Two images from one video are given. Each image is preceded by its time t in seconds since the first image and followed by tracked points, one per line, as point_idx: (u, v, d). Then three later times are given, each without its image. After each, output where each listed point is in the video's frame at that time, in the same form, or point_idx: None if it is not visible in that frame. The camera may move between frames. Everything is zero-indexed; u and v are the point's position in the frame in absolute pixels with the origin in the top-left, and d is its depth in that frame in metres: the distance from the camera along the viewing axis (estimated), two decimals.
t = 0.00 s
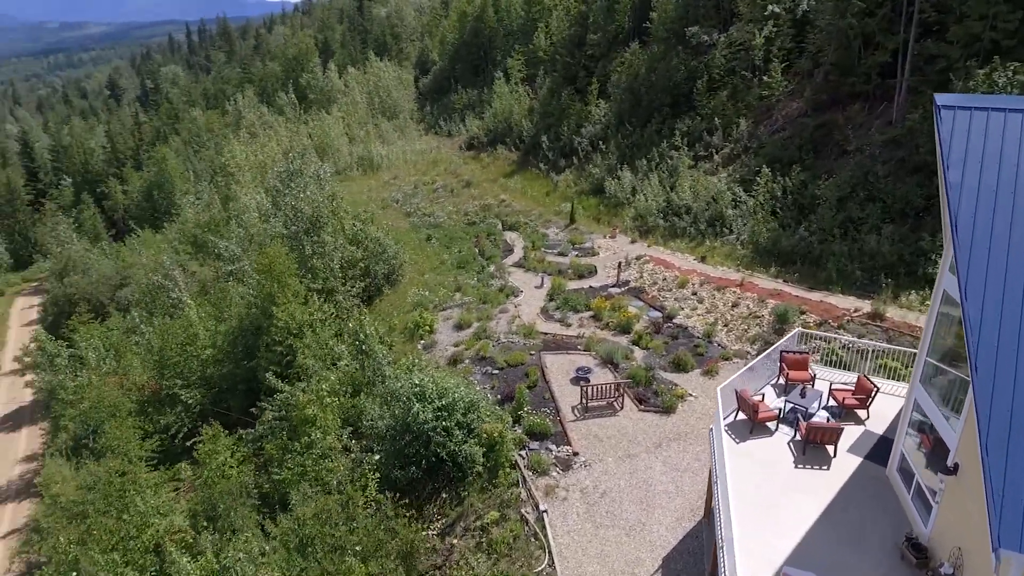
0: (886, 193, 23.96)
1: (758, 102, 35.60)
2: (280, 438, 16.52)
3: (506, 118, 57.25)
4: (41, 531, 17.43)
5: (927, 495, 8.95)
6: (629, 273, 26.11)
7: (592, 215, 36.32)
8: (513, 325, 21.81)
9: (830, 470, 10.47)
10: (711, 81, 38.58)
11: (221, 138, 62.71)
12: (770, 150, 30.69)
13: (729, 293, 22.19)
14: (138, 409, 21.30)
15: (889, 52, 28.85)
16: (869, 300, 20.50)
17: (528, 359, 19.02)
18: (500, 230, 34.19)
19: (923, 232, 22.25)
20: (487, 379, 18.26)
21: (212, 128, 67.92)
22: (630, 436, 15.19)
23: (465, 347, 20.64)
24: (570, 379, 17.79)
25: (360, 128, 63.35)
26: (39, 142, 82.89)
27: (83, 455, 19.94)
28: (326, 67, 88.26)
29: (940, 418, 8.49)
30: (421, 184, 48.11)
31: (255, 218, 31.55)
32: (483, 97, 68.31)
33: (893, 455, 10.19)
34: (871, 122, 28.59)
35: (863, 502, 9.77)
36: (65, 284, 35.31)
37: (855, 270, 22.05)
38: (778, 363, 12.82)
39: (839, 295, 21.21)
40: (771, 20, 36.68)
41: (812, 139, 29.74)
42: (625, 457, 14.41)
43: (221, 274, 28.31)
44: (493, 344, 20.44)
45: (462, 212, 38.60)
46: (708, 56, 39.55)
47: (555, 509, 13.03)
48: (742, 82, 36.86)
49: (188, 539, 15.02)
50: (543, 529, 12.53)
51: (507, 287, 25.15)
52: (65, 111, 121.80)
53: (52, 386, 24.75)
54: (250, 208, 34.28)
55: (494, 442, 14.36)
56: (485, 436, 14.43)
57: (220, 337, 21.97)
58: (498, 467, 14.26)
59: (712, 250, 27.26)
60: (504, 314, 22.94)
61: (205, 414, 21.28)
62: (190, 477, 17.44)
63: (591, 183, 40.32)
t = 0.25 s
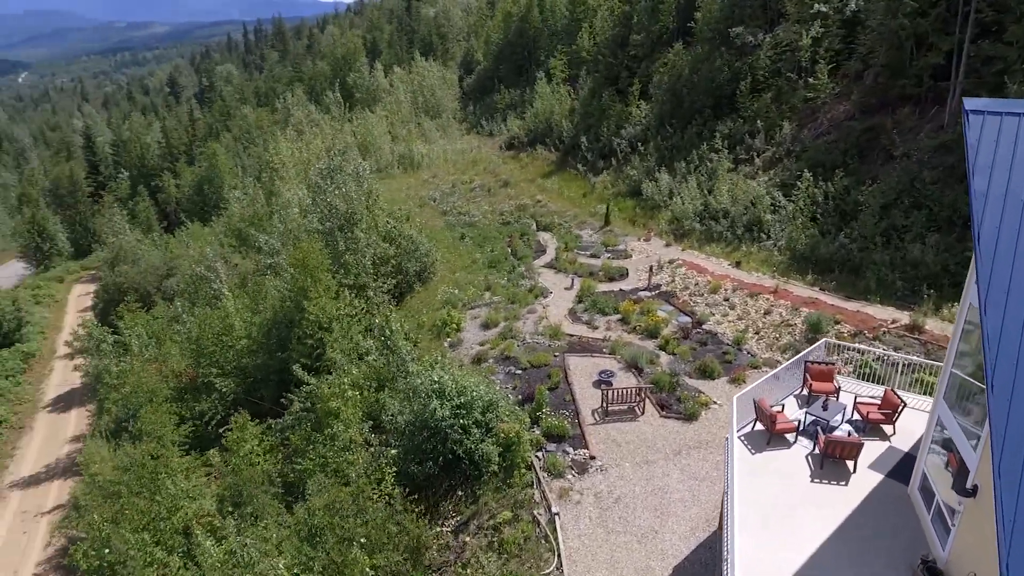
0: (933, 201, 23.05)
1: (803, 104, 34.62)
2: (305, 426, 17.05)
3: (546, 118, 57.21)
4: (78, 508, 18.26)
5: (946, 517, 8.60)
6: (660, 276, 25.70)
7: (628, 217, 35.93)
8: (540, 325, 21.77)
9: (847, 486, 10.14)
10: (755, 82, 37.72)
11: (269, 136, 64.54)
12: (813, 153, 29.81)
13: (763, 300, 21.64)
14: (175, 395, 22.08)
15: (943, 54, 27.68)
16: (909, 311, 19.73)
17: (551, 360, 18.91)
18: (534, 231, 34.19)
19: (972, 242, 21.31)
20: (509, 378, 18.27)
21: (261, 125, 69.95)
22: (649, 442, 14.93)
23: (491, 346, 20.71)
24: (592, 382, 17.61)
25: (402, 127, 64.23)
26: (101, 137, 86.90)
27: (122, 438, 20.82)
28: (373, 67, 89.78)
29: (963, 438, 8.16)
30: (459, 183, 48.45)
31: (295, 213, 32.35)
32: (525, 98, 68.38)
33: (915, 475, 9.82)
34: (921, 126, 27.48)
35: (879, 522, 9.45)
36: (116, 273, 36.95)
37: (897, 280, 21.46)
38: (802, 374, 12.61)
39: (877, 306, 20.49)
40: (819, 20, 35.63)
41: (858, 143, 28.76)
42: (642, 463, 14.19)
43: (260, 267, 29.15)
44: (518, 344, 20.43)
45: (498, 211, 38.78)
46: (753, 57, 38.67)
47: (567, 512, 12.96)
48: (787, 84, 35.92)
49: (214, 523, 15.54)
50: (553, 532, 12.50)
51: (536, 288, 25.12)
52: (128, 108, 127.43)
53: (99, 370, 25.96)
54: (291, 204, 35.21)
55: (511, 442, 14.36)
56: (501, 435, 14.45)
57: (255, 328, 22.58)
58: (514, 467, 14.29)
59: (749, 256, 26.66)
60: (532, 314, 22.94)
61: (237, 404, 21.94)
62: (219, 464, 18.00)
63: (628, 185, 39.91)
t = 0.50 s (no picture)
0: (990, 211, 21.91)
1: (857, 107, 33.40)
2: (334, 418, 17.51)
3: (593, 119, 56.86)
4: (121, 485, 19.20)
5: (968, 544, 8.24)
6: (698, 282, 25.23)
7: (669, 220, 35.39)
8: (570, 328, 21.68)
9: (869, 506, 9.76)
10: (807, 84, 36.60)
11: (321, 133, 66.32)
12: (864, 159, 28.73)
13: (801, 309, 20.99)
14: (216, 382, 22.99)
15: (1009, 56, 26.26)
16: (958, 326, 18.83)
17: (579, 363, 18.80)
18: (573, 232, 34.08)
19: None
20: (535, 380, 18.29)
21: (315, 123, 71.97)
22: (672, 450, 14.67)
23: (520, 346, 20.76)
24: (617, 386, 17.40)
25: (450, 126, 64.96)
26: (167, 132, 91.04)
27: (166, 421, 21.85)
28: (424, 66, 91.03)
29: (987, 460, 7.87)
30: (502, 183, 48.67)
31: (339, 209, 33.17)
32: (573, 98, 68.13)
33: (939, 499, 9.43)
34: (982, 132, 26.12)
35: (899, 546, 9.09)
36: (172, 262, 38.70)
37: (946, 293, 20.56)
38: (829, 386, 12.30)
39: (923, 320, 19.66)
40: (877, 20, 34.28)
41: (913, 148, 27.55)
42: (662, 471, 13.97)
43: (303, 261, 30.03)
44: (546, 345, 20.39)
45: (538, 212, 38.82)
46: (806, 57, 37.52)
47: (582, 516, 12.91)
48: (841, 86, 34.72)
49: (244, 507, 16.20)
50: (567, 535, 12.47)
51: (570, 290, 25.02)
52: (194, 105, 133.18)
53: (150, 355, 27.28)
54: (337, 200, 36.13)
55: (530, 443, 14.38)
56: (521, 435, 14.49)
57: (293, 320, 23.27)
58: (533, 468, 14.30)
59: (791, 263, 25.91)
60: (564, 316, 22.88)
61: (275, 392, 22.69)
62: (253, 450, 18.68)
63: (672, 188, 39.32)
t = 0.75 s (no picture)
0: None
1: (911, 111, 32.12)
2: (360, 412, 17.92)
3: (637, 120, 56.27)
4: (161, 466, 20.08)
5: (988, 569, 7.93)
6: (734, 288, 24.69)
7: (710, 224, 34.74)
8: (599, 330, 21.54)
9: (888, 525, 9.43)
10: (859, 87, 35.40)
11: (369, 131, 67.66)
12: (916, 165, 27.62)
13: (839, 319, 20.35)
14: (254, 372, 23.78)
15: None
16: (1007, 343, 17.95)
17: (605, 366, 18.64)
18: (610, 235, 33.85)
19: None
20: (560, 381, 18.25)
21: (363, 121, 73.47)
22: (693, 458, 14.40)
23: (547, 348, 20.74)
24: (642, 392, 17.15)
25: (494, 126, 65.33)
26: (223, 128, 94.45)
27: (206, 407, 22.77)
28: (472, 66, 91.71)
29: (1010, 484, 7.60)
30: (543, 183, 48.68)
31: (379, 206, 33.82)
32: (618, 99, 67.55)
33: (963, 521, 9.09)
34: None
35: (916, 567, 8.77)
36: (220, 253, 40.21)
37: (997, 308, 19.61)
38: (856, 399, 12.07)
39: (969, 335, 18.87)
40: (936, 20, 32.89)
41: (968, 154, 26.33)
42: (682, 479, 13.76)
43: (342, 257, 30.75)
44: (574, 347, 20.31)
45: (577, 213, 38.70)
46: (858, 59, 36.28)
47: (596, 520, 12.87)
48: (895, 88, 33.44)
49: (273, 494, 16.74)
50: (580, 539, 12.45)
51: (602, 292, 24.87)
52: (251, 103, 137.75)
53: (195, 343, 28.44)
54: (378, 198, 36.85)
55: (549, 445, 14.40)
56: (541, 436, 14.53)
57: (328, 314, 23.86)
58: (551, 470, 14.32)
59: (834, 272, 25.14)
60: (594, 318, 22.75)
61: (309, 384, 23.35)
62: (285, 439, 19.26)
63: (714, 191, 38.59)
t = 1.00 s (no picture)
0: None
1: (971, 116, 30.70)
2: (388, 406, 18.23)
3: (684, 122, 55.37)
4: (199, 450, 20.87)
5: None
6: (772, 295, 24.03)
7: (753, 230, 33.94)
8: (630, 334, 21.33)
9: (908, 546, 9.43)
10: (916, 90, 34.04)
11: (415, 130, 68.59)
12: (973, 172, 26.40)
13: (881, 331, 19.60)
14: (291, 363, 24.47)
15: None
16: None
17: (633, 371, 18.41)
18: (649, 238, 33.43)
19: None
20: (586, 384, 18.14)
21: (409, 120, 74.50)
22: (716, 468, 14.09)
23: (576, 350, 20.64)
24: (669, 398, 16.84)
25: (538, 126, 65.30)
26: (277, 125, 97.29)
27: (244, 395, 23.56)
28: (519, 66, 91.84)
29: None
30: (584, 184, 48.41)
31: (419, 204, 34.27)
32: (666, 100, 66.58)
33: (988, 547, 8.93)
34: None
35: None
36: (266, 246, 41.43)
37: None
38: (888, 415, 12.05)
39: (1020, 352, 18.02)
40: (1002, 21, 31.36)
41: None
42: (703, 488, 13.51)
43: (381, 254, 31.29)
44: (603, 351, 20.12)
45: (617, 215, 38.37)
46: (917, 61, 34.87)
47: (613, 525, 12.76)
48: (954, 92, 32.01)
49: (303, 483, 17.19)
50: (595, 542, 12.36)
51: (636, 296, 24.60)
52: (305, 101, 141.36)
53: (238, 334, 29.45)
54: (419, 196, 37.33)
55: (569, 447, 14.37)
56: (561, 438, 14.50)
57: (364, 309, 24.35)
58: (570, 472, 14.28)
59: (880, 283, 24.25)
60: (626, 322, 22.53)
61: (343, 376, 23.86)
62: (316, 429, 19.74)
63: (759, 196, 37.68)
